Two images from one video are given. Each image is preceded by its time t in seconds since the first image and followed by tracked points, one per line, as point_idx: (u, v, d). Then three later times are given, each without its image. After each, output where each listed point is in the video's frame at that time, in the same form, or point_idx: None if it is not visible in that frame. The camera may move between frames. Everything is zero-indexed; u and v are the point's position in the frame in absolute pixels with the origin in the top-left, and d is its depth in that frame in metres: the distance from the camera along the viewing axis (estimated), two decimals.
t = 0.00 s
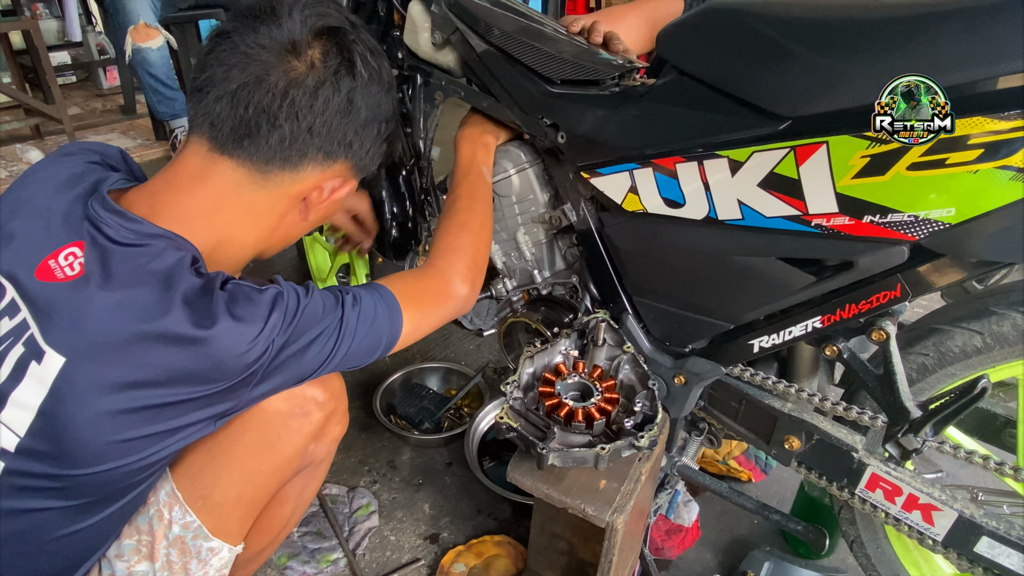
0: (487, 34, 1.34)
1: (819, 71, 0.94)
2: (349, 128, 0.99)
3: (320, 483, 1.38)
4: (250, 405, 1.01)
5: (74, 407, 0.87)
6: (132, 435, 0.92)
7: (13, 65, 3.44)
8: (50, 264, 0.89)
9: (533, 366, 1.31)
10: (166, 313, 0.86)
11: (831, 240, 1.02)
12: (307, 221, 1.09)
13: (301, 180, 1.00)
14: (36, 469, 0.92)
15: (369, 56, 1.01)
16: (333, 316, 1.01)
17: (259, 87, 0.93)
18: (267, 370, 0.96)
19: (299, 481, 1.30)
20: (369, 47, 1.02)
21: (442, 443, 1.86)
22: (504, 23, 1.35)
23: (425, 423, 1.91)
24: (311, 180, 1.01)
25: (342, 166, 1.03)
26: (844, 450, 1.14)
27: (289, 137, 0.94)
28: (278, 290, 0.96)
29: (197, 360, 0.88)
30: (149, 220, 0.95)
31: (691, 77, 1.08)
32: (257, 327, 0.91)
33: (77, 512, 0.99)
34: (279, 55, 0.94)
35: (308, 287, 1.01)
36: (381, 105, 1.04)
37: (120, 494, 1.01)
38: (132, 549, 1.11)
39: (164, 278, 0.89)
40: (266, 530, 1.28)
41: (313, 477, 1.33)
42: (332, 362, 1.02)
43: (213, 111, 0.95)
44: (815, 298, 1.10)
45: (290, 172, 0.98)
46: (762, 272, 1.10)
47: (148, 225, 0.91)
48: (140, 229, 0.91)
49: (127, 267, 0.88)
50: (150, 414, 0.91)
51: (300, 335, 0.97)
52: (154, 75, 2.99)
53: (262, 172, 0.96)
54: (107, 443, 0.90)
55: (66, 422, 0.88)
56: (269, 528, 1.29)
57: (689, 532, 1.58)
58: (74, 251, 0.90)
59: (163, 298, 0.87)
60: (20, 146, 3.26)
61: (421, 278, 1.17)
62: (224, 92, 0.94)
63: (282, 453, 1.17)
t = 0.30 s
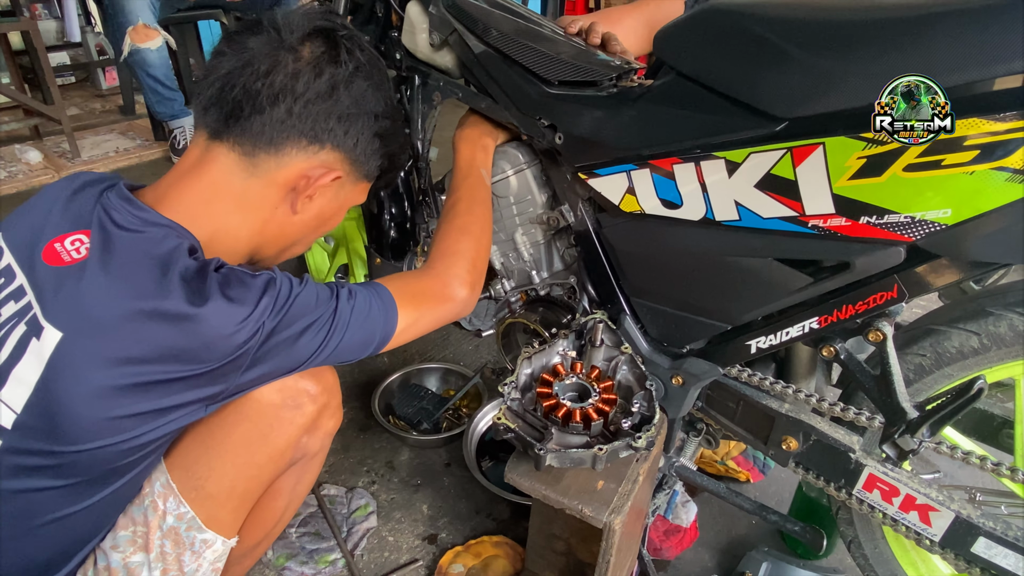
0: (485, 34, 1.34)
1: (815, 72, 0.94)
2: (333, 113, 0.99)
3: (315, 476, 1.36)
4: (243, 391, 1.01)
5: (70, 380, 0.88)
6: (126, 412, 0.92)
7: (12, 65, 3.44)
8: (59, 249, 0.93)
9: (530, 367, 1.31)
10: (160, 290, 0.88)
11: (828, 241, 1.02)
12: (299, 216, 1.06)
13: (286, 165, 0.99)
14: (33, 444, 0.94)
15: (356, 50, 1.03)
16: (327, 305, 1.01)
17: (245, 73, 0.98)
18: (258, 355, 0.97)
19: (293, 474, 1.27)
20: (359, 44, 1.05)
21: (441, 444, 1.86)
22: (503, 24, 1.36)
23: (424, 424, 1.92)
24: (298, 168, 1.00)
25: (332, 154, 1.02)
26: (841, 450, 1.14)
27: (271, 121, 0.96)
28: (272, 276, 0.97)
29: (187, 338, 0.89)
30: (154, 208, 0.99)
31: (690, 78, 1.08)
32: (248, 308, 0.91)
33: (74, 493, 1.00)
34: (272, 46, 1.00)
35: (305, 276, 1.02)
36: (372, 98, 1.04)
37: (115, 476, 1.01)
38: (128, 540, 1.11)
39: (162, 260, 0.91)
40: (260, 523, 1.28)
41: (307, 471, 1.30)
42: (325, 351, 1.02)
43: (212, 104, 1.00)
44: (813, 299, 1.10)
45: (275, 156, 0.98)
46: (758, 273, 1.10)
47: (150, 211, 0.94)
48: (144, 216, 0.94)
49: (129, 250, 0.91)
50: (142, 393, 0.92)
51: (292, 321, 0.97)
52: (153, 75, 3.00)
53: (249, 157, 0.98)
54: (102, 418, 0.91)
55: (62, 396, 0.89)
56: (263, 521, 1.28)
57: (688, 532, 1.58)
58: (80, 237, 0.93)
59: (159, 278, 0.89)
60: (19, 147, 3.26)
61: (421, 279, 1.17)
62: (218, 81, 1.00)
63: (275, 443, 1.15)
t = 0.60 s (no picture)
0: (483, 33, 1.33)
1: (814, 70, 0.94)
2: (294, 92, 0.99)
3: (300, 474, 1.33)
4: (218, 376, 1.00)
5: (42, 362, 0.88)
6: (97, 394, 0.92)
7: (9, 64, 3.42)
8: (37, 239, 0.95)
9: (527, 368, 1.30)
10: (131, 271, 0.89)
11: (827, 240, 1.01)
12: (270, 202, 1.02)
13: (253, 148, 0.99)
14: (6, 429, 0.94)
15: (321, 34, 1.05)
16: (302, 289, 1.01)
17: (214, 61, 1.02)
18: (230, 336, 0.96)
19: (276, 470, 1.25)
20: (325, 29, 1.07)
21: (439, 445, 1.85)
22: (500, 23, 1.36)
23: (421, 424, 1.91)
24: (266, 150, 0.99)
25: (300, 135, 1.00)
26: (840, 451, 1.13)
27: (235, 103, 0.98)
28: (245, 258, 0.97)
29: (156, 316, 0.89)
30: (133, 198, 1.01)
31: (688, 77, 1.07)
32: (217, 287, 0.92)
33: (50, 480, 1.00)
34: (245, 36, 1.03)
35: (280, 262, 1.02)
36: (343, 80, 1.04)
37: (91, 461, 1.01)
38: (110, 537, 1.10)
39: (134, 244, 0.92)
40: (242, 520, 1.25)
41: (290, 468, 1.27)
42: (299, 335, 1.01)
43: (186, 94, 1.03)
44: (811, 299, 1.09)
45: (241, 139, 0.98)
46: (756, 272, 1.09)
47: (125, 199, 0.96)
48: (122, 206, 0.95)
49: (104, 236, 0.93)
50: (113, 373, 0.92)
51: (265, 302, 0.97)
52: (150, 75, 2.98)
53: (218, 142, 0.99)
54: (73, 400, 0.91)
55: (33, 377, 0.89)
56: (245, 518, 1.25)
57: (686, 534, 1.58)
58: (57, 227, 0.95)
59: (130, 259, 0.90)
60: (15, 147, 3.24)
61: (408, 273, 1.16)
62: (192, 72, 1.05)
63: (255, 438, 1.14)
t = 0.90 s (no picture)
0: (486, 30, 1.31)
1: (822, 66, 0.93)
2: (299, 90, 0.98)
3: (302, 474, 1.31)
4: (220, 371, 1.00)
5: (42, 355, 0.88)
6: (99, 388, 0.92)
7: (8, 63, 3.40)
8: (36, 234, 0.94)
9: (532, 366, 1.30)
10: (133, 264, 0.88)
11: (836, 238, 1.00)
12: (277, 196, 1.05)
13: (260, 147, 0.98)
14: (6, 425, 0.93)
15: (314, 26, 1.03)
16: (304, 284, 1.00)
17: (209, 57, 0.97)
18: (233, 331, 0.96)
19: (280, 468, 1.24)
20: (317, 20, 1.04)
21: (441, 445, 1.85)
22: (505, 19, 1.30)
23: (424, 424, 1.90)
24: (270, 147, 0.99)
25: (304, 132, 1.01)
26: (847, 451, 1.12)
27: (240, 104, 0.96)
28: (248, 252, 0.97)
29: (158, 309, 0.88)
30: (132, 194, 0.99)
31: (694, 73, 1.06)
32: (219, 281, 0.92)
33: (51, 476, 0.99)
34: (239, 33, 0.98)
35: (283, 258, 1.02)
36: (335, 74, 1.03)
37: (92, 457, 1.00)
38: (112, 536, 1.09)
39: (135, 238, 0.92)
40: (245, 520, 1.24)
41: (292, 467, 1.26)
42: (301, 329, 1.00)
43: (183, 94, 0.99)
44: (819, 297, 1.08)
45: (245, 137, 0.97)
46: (764, 271, 1.09)
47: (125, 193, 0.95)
48: (121, 199, 0.94)
49: (103, 230, 0.92)
50: (115, 368, 0.91)
51: (266, 297, 0.96)
52: (150, 73, 2.97)
53: (222, 141, 0.97)
54: (75, 394, 0.90)
55: (35, 371, 0.88)
56: (248, 517, 1.24)
57: (690, 534, 1.57)
58: (56, 222, 0.95)
59: (131, 253, 0.90)
60: (15, 146, 3.23)
61: (413, 273, 1.15)
62: (182, 70, 0.99)
63: (257, 436, 1.14)
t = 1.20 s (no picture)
0: (491, 28, 1.31)
1: (829, 65, 0.93)
2: (309, 90, 1.01)
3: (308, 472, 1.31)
4: (226, 367, 1.00)
5: (48, 351, 0.87)
6: (108, 384, 0.91)
7: (9, 63, 3.40)
8: (36, 234, 0.94)
9: (537, 365, 1.29)
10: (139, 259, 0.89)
11: (842, 237, 1.00)
12: (277, 189, 1.07)
13: (269, 144, 1.00)
14: (15, 423, 0.92)
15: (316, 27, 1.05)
16: (309, 280, 1.01)
17: (224, 58, 0.96)
18: (240, 327, 0.96)
19: (285, 467, 1.23)
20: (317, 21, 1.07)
21: (444, 444, 1.84)
22: (507, 19, 1.34)
23: (426, 423, 1.89)
24: (278, 144, 1.01)
25: (306, 129, 1.04)
26: (853, 450, 1.12)
27: (255, 102, 0.96)
28: (253, 248, 0.98)
29: (166, 303, 0.89)
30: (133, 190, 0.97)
31: (699, 71, 1.06)
32: (225, 274, 0.93)
33: (57, 474, 0.98)
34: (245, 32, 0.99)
35: (288, 256, 1.03)
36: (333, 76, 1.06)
37: (98, 454, 1.00)
38: (117, 538, 1.09)
39: (140, 234, 0.92)
40: (251, 521, 1.23)
41: (297, 467, 1.26)
42: (307, 324, 1.01)
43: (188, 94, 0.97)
44: (825, 295, 1.08)
45: (255, 134, 0.98)
46: (769, 269, 1.09)
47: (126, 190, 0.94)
48: (123, 196, 0.94)
49: (105, 227, 0.92)
50: (123, 363, 0.91)
51: (272, 291, 0.97)
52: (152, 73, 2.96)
53: (231, 137, 0.97)
54: (84, 390, 0.90)
55: (44, 367, 0.88)
56: (254, 517, 1.23)
57: (694, 534, 1.57)
58: (56, 221, 0.94)
59: (137, 247, 0.90)
60: (16, 146, 3.22)
61: (418, 273, 1.15)
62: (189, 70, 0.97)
63: (262, 435, 1.13)
